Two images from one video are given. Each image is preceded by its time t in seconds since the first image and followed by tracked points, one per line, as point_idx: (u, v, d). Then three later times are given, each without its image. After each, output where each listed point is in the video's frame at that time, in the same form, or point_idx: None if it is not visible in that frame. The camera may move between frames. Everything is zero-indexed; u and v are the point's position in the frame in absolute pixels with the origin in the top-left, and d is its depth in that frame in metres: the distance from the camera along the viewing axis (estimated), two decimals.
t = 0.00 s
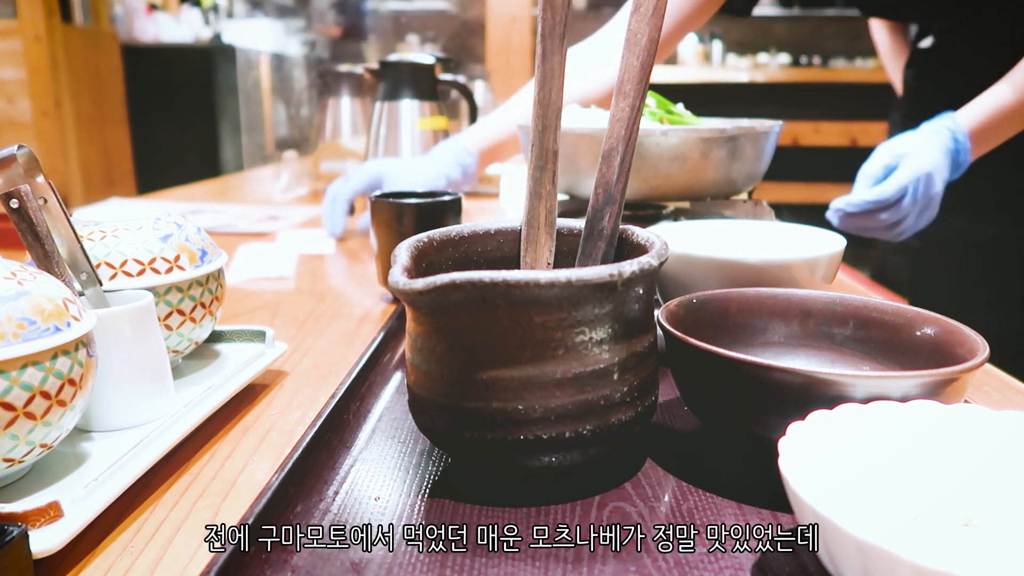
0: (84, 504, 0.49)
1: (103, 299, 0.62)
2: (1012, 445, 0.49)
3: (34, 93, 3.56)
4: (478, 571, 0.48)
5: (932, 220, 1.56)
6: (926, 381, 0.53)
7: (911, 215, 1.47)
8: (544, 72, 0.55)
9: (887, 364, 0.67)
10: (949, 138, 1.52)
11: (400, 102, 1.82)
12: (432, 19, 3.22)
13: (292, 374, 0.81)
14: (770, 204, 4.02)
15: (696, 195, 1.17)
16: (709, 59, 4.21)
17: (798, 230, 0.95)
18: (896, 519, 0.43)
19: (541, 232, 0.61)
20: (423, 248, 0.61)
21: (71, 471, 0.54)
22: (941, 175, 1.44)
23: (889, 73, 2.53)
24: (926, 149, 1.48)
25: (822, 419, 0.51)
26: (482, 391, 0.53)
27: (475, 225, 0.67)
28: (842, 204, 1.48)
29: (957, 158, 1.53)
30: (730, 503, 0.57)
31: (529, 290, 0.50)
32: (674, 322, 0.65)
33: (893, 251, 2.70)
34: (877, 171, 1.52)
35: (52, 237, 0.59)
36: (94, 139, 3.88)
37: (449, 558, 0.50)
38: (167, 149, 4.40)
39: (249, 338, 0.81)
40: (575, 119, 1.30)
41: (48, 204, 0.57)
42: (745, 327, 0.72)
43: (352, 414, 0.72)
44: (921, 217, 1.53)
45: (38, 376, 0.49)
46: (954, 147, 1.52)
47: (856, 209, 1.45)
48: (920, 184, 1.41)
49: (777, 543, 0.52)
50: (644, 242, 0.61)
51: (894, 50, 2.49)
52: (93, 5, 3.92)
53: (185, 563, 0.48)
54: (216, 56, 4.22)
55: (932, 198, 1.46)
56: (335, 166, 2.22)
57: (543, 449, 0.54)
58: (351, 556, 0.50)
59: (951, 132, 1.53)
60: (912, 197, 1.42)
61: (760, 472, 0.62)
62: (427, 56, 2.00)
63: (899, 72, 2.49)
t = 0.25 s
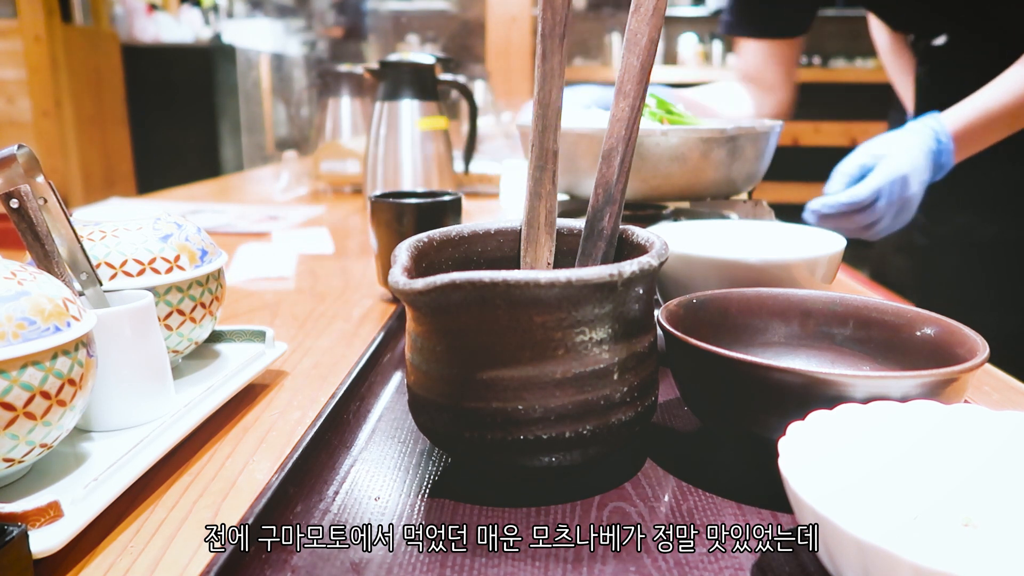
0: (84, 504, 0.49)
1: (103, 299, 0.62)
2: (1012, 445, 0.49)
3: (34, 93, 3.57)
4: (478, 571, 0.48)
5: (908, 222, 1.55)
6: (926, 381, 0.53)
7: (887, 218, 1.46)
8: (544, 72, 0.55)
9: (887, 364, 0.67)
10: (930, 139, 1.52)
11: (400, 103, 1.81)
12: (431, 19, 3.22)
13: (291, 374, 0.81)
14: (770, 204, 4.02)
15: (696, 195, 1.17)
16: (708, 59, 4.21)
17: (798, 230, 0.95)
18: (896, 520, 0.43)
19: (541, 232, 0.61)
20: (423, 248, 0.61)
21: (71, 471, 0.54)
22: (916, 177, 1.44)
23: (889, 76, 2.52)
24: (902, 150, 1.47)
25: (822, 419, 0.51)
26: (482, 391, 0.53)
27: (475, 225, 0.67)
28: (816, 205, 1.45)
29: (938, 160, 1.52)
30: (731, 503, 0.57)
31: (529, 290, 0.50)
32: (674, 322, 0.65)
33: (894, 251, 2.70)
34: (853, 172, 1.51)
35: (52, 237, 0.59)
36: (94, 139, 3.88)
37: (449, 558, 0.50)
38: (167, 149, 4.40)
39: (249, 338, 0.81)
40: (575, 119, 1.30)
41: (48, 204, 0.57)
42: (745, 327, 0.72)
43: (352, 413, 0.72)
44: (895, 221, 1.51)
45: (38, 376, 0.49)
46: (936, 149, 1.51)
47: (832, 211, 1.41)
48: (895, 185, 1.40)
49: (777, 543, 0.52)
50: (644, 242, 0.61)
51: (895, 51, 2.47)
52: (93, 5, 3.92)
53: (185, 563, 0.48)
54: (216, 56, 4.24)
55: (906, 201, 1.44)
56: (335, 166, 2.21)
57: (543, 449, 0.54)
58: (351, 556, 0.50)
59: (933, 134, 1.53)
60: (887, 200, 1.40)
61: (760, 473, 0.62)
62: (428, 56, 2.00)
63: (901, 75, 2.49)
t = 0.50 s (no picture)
0: (84, 504, 0.49)
1: (103, 299, 0.62)
2: (1012, 445, 0.49)
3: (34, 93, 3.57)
4: (478, 571, 0.48)
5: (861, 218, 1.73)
6: (927, 381, 0.53)
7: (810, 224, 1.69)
8: (544, 72, 0.55)
9: (887, 364, 0.67)
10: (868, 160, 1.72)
11: (400, 103, 1.80)
12: (431, 19, 3.23)
13: (291, 374, 0.81)
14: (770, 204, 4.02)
15: (696, 195, 1.17)
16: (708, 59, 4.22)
17: (798, 230, 0.95)
18: (895, 520, 0.43)
19: (541, 232, 0.61)
20: (423, 248, 0.61)
21: (71, 472, 0.54)
22: (836, 189, 1.65)
23: (889, 73, 2.51)
24: (833, 164, 1.70)
25: (822, 419, 0.51)
26: (482, 391, 0.53)
27: (475, 225, 0.68)
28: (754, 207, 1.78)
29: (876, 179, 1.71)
30: (731, 503, 0.57)
31: (529, 291, 0.50)
32: (674, 323, 0.65)
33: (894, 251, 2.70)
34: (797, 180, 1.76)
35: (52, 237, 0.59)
36: (93, 139, 3.88)
37: (449, 558, 0.50)
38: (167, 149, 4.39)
39: (249, 338, 0.81)
40: (575, 119, 1.30)
41: (48, 204, 0.57)
42: (745, 327, 0.72)
43: (352, 414, 0.72)
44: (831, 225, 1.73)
45: (38, 376, 0.49)
46: (870, 169, 1.71)
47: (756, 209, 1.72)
48: (808, 194, 1.67)
49: (777, 543, 0.52)
50: (644, 242, 0.61)
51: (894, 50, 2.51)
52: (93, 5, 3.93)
53: (185, 563, 0.48)
54: (216, 56, 4.22)
55: (829, 209, 1.68)
56: (335, 166, 2.21)
57: (543, 450, 0.54)
58: (351, 556, 0.50)
59: (874, 156, 1.73)
60: (800, 206, 1.67)
61: (760, 473, 0.61)
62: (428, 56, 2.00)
63: (901, 74, 2.48)
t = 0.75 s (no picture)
0: (84, 504, 0.49)
1: (103, 299, 0.62)
2: (1012, 445, 0.49)
3: (34, 93, 3.58)
4: (478, 571, 0.48)
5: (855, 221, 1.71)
6: (926, 381, 0.53)
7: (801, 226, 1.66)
8: (544, 72, 0.55)
9: (887, 364, 0.67)
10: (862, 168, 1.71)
11: (400, 103, 1.80)
12: (432, 18, 3.24)
13: (291, 374, 0.81)
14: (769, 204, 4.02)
15: (697, 195, 1.17)
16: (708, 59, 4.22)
17: (798, 230, 0.95)
18: (896, 520, 0.43)
19: (541, 232, 0.61)
20: (423, 248, 0.61)
21: (71, 471, 0.54)
22: (830, 193, 1.63)
23: (890, 74, 2.49)
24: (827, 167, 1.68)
25: (822, 419, 0.51)
26: (482, 392, 0.53)
27: (475, 225, 0.68)
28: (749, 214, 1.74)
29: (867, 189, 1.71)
30: (731, 503, 0.57)
31: (529, 290, 0.50)
32: (674, 323, 0.65)
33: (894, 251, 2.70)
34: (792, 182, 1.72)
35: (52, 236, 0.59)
36: (93, 139, 3.88)
37: (449, 558, 0.50)
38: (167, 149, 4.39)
39: (249, 338, 0.81)
40: (575, 119, 1.30)
41: (48, 204, 0.57)
42: (745, 327, 0.72)
43: (352, 414, 0.72)
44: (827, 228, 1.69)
45: (38, 376, 0.49)
46: (862, 177, 1.70)
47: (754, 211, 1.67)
48: (803, 194, 1.64)
49: (777, 543, 0.52)
50: (644, 242, 0.61)
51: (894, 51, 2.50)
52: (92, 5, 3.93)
53: (185, 563, 0.48)
54: (217, 56, 4.23)
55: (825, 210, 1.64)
56: (335, 166, 2.21)
57: (543, 449, 0.54)
58: (351, 556, 0.50)
59: (868, 165, 1.72)
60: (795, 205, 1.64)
61: (760, 473, 0.61)
62: (428, 56, 2.00)
63: (903, 75, 2.47)
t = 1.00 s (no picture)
0: (84, 504, 0.49)
1: (103, 299, 0.62)
2: (1012, 445, 0.49)
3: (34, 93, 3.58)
4: (478, 571, 0.48)
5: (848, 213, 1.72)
6: (926, 381, 0.53)
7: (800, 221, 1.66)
8: (544, 72, 0.55)
9: (887, 364, 0.67)
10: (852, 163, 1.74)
11: (400, 103, 1.80)
12: (432, 19, 3.24)
13: (292, 374, 0.81)
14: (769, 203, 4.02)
15: (697, 195, 1.17)
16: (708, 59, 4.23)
17: (799, 230, 0.95)
18: (896, 520, 0.43)
19: (541, 232, 0.61)
20: (423, 248, 0.61)
21: (72, 471, 0.54)
22: (825, 185, 1.64)
23: (890, 72, 2.45)
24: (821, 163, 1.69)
25: (822, 419, 0.51)
26: (483, 392, 0.53)
27: (475, 224, 0.67)
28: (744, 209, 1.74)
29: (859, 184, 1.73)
30: (731, 503, 0.57)
31: (528, 290, 0.50)
32: (674, 323, 0.65)
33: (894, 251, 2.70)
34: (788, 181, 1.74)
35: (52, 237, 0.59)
36: (93, 139, 3.88)
37: (449, 557, 0.50)
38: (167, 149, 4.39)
39: (249, 338, 0.81)
40: (575, 119, 1.30)
41: (48, 204, 0.57)
42: (745, 327, 0.72)
43: (352, 413, 0.72)
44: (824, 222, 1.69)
45: (38, 376, 0.49)
46: (853, 173, 1.73)
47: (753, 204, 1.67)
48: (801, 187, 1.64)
49: (777, 543, 0.52)
50: (644, 242, 0.61)
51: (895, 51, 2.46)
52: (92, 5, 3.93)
53: (185, 563, 0.48)
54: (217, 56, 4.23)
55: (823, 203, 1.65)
56: (335, 166, 2.21)
57: (543, 450, 0.54)
58: (351, 556, 0.50)
59: (858, 160, 1.75)
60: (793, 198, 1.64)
61: (760, 473, 0.61)
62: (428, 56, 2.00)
63: (903, 75, 2.43)
